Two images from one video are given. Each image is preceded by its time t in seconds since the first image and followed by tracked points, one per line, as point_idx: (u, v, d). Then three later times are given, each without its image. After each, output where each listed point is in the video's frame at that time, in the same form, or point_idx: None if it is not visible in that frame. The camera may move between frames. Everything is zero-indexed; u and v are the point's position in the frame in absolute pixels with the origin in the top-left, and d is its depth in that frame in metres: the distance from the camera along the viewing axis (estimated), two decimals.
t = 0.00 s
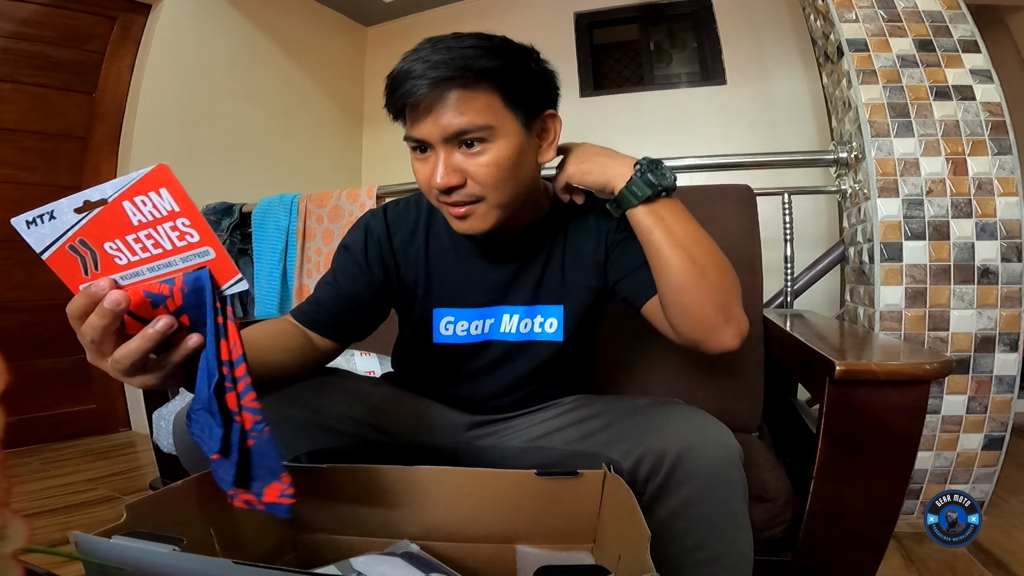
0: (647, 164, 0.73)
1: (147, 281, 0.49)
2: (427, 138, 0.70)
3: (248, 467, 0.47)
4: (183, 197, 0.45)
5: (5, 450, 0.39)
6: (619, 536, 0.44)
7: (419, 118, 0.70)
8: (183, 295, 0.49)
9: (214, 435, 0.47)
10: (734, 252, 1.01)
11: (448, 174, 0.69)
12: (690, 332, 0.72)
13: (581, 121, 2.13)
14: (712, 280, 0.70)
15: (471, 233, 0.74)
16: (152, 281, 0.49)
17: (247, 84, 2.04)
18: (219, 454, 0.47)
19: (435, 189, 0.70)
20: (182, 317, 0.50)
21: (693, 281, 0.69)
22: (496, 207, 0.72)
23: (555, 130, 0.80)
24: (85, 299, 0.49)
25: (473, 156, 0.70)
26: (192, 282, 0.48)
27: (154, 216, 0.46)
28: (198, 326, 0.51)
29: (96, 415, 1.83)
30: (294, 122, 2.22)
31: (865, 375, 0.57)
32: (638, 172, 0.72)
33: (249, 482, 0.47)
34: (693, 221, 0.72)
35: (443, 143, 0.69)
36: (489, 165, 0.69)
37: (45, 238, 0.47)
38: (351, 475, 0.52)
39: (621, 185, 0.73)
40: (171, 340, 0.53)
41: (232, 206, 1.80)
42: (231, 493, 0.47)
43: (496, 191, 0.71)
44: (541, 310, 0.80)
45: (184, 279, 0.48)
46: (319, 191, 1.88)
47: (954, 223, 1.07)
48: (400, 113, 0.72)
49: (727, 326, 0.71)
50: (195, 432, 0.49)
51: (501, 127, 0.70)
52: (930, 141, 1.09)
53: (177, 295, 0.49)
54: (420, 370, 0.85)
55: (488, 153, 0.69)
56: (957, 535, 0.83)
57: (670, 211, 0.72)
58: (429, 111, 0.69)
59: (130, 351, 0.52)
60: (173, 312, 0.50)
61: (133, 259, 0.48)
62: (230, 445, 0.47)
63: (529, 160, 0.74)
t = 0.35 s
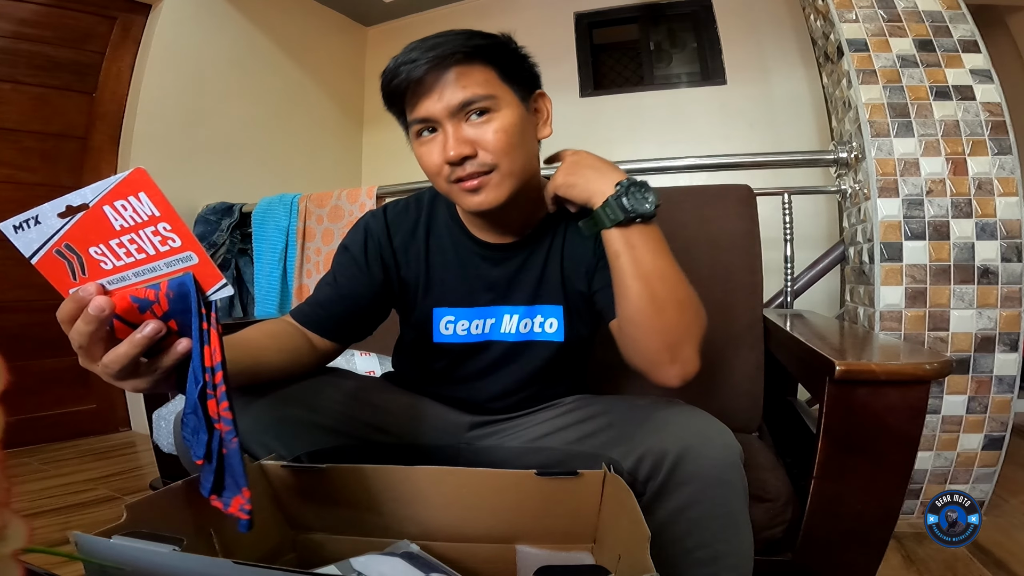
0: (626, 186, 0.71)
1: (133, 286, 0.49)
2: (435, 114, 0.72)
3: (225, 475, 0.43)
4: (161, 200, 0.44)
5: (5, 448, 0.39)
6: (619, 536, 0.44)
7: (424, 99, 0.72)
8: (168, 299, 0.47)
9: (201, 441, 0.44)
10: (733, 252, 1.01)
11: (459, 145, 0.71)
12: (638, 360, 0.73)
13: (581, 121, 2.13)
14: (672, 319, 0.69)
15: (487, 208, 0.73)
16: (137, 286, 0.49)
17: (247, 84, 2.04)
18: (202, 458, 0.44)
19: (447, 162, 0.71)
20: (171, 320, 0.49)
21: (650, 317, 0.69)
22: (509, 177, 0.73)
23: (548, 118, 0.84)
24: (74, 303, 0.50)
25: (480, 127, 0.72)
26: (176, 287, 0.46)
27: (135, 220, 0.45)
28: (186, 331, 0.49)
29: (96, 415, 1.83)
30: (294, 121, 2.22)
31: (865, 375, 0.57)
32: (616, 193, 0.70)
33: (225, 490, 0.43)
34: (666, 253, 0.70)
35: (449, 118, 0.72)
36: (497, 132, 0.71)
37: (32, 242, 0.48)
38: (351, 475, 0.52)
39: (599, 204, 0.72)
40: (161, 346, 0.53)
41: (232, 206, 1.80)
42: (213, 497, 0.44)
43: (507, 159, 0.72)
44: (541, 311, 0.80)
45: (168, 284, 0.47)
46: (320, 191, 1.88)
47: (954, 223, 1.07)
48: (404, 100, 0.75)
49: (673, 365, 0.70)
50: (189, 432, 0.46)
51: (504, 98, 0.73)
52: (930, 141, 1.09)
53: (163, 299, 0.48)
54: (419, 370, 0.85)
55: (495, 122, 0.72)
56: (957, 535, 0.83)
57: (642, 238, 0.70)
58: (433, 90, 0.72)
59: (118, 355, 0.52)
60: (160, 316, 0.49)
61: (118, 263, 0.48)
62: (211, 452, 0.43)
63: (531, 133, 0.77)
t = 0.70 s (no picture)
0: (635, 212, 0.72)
1: (124, 295, 0.49)
2: (466, 93, 0.73)
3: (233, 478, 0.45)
4: (149, 210, 0.43)
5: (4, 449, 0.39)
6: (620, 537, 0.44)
7: (456, 78, 0.73)
8: (160, 310, 0.48)
9: (198, 448, 0.45)
10: (734, 252, 1.01)
11: (492, 124, 0.71)
12: (626, 380, 0.74)
13: (581, 121, 2.13)
14: (662, 348, 0.70)
15: (513, 193, 0.72)
16: (128, 295, 0.49)
17: (247, 84, 2.04)
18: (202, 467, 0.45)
19: (480, 140, 0.71)
20: (163, 330, 0.50)
21: (640, 344, 0.70)
22: (536, 164, 0.73)
23: (560, 118, 0.86)
24: (63, 312, 0.50)
25: (512, 109, 0.73)
26: (167, 297, 0.47)
27: (123, 230, 0.45)
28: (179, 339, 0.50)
29: (96, 415, 1.83)
30: (294, 121, 2.22)
31: (865, 375, 0.57)
32: (623, 219, 0.71)
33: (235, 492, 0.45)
34: (666, 285, 0.72)
35: (482, 98, 0.73)
36: (527, 116, 0.73)
37: (21, 250, 0.48)
38: (351, 475, 0.52)
39: (604, 227, 0.73)
40: (154, 353, 0.54)
41: (232, 207, 1.80)
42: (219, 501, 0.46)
43: (536, 145, 0.73)
44: (543, 316, 0.80)
45: (159, 294, 0.47)
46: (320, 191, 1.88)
47: (954, 223, 1.07)
48: (429, 84, 0.76)
49: (658, 390, 0.72)
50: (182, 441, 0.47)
51: (533, 89, 0.75)
52: (930, 141, 1.09)
53: (154, 310, 0.48)
54: (419, 373, 0.85)
55: (526, 106, 0.73)
56: (957, 535, 0.83)
57: (643, 268, 0.71)
58: (465, 73, 0.73)
59: (111, 365, 0.53)
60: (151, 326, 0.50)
61: (108, 273, 0.48)
62: (212, 460, 0.44)
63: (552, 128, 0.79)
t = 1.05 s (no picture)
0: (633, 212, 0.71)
1: (129, 295, 0.49)
2: (482, 89, 0.73)
3: (231, 483, 0.45)
4: (156, 211, 0.43)
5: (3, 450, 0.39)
6: (620, 537, 0.44)
7: (472, 74, 0.73)
8: (167, 311, 0.48)
9: (204, 451, 0.46)
10: (734, 252, 1.01)
11: (510, 119, 0.71)
12: (625, 380, 0.74)
13: (581, 121, 2.13)
14: (662, 349, 0.70)
15: (527, 189, 0.72)
16: (134, 295, 0.49)
17: (247, 84, 2.04)
18: (209, 467, 0.45)
19: (498, 135, 0.70)
20: (170, 331, 0.50)
21: (641, 345, 0.70)
22: (548, 162, 0.74)
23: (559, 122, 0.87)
24: (68, 313, 0.50)
25: (527, 107, 0.73)
26: (174, 297, 0.47)
27: (129, 231, 0.44)
28: (186, 340, 0.50)
29: (96, 415, 1.83)
30: (294, 121, 2.22)
31: (865, 375, 0.57)
32: (623, 219, 0.71)
33: (231, 497, 0.45)
34: (666, 285, 0.72)
35: (498, 94, 0.73)
36: (542, 114, 0.73)
37: (24, 250, 0.47)
38: (352, 475, 0.52)
39: (603, 228, 0.73)
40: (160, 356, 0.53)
41: (232, 207, 1.80)
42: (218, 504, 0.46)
43: (549, 143, 0.73)
44: (543, 317, 0.80)
45: (165, 294, 0.47)
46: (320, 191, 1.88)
47: (954, 223, 1.07)
48: (441, 80, 0.75)
49: (657, 391, 0.72)
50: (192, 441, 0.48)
51: (544, 89, 0.76)
52: (930, 141, 1.09)
53: (160, 311, 0.48)
54: (419, 376, 0.85)
55: (540, 105, 0.74)
56: (957, 535, 0.83)
57: (642, 268, 0.71)
58: (482, 68, 0.73)
59: (116, 368, 0.52)
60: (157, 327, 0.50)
61: (113, 273, 0.48)
62: (217, 463, 0.45)
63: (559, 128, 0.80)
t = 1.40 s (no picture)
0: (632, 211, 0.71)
1: (129, 298, 0.49)
2: (471, 89, 0.73)
3: (230, 484, 0.45)
4: (152, 212, 0.43)
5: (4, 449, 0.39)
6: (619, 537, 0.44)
7: (464, 72, 0.73)
8: (166, 313, 0.48)
9: (204, 452, 0.46)
10: (734, 252, 1.01)
11: (492, 121, 0.71)
12: (623, 380, 0.74)
13: (581, 121, 2.13)
14: (661, 347, 0.70)
15: (507, 193, 0.73)
16: (134, 298, 0.49)
17: (247, 84, 2.04)
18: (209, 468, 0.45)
19: (478, 135, 0.71)
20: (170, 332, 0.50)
21: (639, 345, 0.70)
22: (534, 165, 0.73)
23: (566, 123, 0.85)
24: (68, 316, 0.50)
25: (516, 107, 0.73)
26: (172, 300, 0.47)
27: (127, 233, 0.44)
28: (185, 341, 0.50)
29: (96, 415, 1.83)
30: (294, 121, 2.22)
31: (865, 375, 0.57)
32: (623, 218, 0.71)
33: (229, 498, 0.45)
34: (665, 284, 0.72)
35: (487, 94, 0.72)
36: (531, 116, 0.72)
37: (23, 253, 0.47)
38: (352, 475, 0.52)
39: (603, 228, 0.73)
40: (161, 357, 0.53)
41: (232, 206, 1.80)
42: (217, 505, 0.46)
43: (536, 146, 0.73)
44: (542, 318, 0.80)
45: (163, 296, 0.47)
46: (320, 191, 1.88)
47: (954, 223, 1.07)
48: (436, 77, 0.75)
49: (657, 391, 0.72)
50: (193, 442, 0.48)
51: (541, 89, 0.75)
52: (930, 141, 1.09)
53: (159, 313, 0.48)
54: (419, 376, 0.84)
55: (531, 106, 0.73)
56: (957, 535, 0.83)
57: (642, 267, 0.72)
58: (474, 67, 0.73)
59: (119, 370, 0.52)
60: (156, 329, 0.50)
61: (112, 276, 0.48)
62: (217, 463, 0.45)
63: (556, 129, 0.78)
